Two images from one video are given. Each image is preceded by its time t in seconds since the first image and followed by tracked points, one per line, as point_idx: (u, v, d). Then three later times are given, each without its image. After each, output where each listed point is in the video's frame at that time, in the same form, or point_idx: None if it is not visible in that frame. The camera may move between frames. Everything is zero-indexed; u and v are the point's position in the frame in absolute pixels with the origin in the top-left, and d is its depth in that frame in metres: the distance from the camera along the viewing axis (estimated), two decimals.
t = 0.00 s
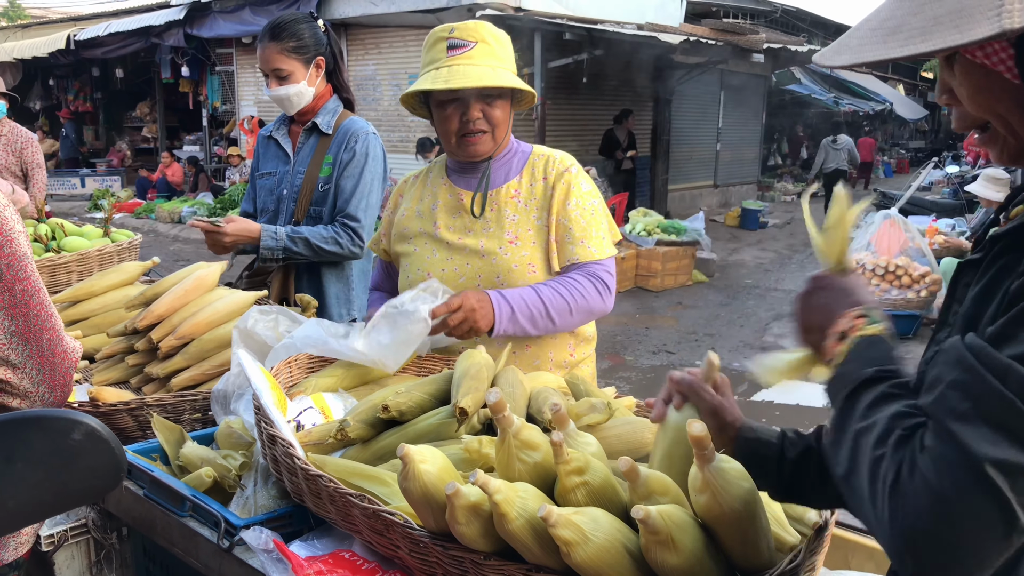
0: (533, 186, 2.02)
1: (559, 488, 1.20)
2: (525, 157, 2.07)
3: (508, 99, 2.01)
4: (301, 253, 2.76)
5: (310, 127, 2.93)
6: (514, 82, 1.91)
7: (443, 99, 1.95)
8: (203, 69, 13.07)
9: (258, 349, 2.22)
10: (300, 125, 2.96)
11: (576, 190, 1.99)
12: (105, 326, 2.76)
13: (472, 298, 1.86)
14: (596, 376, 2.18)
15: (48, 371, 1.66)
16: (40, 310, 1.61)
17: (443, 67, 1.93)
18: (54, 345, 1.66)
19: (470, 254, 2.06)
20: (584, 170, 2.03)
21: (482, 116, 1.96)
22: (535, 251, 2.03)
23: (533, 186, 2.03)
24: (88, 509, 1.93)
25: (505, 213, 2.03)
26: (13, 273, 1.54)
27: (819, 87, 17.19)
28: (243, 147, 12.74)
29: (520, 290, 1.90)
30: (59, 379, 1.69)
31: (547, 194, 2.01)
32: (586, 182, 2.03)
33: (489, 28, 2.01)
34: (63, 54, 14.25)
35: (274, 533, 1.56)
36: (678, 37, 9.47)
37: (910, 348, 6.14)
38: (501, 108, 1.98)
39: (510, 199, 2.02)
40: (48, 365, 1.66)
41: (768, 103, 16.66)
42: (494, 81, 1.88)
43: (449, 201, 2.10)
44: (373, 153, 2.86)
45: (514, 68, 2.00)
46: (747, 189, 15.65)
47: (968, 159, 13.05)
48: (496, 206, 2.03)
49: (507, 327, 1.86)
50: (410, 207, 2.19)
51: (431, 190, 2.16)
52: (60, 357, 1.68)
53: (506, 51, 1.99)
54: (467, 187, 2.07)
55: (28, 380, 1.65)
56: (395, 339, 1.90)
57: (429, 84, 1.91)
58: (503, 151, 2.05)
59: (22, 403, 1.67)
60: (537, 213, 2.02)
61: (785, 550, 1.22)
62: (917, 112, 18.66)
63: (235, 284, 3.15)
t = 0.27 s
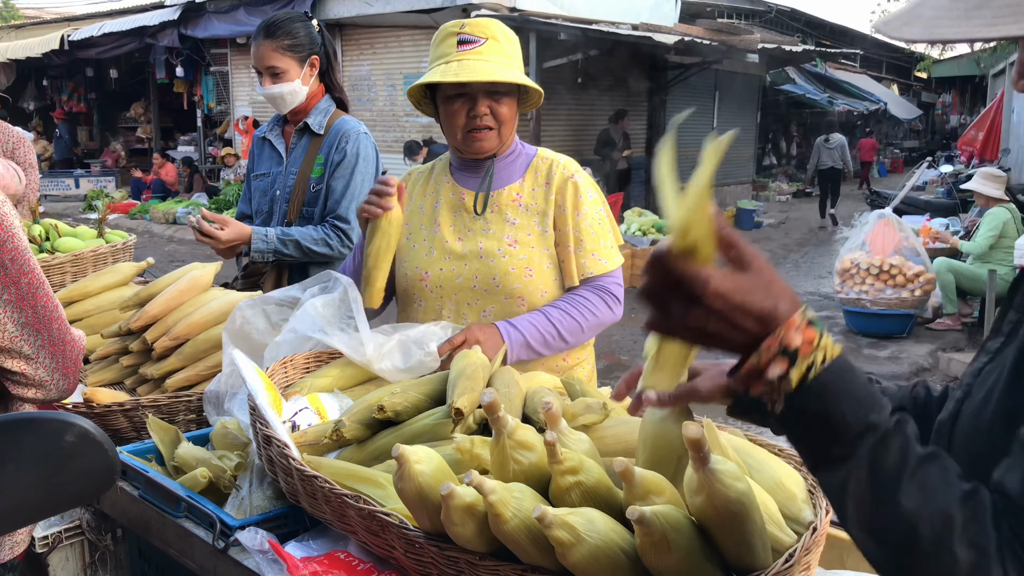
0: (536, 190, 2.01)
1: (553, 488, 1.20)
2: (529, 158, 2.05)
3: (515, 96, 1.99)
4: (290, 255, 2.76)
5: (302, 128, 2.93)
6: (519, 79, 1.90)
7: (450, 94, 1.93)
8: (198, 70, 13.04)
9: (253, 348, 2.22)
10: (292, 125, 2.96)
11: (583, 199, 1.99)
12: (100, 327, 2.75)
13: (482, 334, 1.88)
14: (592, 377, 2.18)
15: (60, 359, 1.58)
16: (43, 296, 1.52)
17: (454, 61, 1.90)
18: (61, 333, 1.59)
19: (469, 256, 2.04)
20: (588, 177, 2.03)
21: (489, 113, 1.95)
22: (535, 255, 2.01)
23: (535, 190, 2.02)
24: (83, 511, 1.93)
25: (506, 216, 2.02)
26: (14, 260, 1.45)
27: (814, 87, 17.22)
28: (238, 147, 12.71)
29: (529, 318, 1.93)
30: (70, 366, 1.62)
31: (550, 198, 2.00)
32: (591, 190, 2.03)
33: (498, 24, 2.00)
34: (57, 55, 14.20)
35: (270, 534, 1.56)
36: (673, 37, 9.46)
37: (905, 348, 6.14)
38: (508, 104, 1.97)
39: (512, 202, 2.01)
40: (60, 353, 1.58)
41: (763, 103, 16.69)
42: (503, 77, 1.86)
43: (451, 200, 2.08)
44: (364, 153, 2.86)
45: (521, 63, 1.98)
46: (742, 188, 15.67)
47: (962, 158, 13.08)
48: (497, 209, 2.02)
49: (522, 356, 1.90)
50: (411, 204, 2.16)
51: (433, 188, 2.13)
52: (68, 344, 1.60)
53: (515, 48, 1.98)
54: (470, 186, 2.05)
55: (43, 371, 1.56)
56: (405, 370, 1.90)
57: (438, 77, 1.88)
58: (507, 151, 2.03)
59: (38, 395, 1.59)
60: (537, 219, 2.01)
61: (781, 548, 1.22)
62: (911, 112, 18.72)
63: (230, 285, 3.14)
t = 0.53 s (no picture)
0: (549, 196, 2.02)
1: (549, 491, 1.20)
2: (538, 163, 2.05)
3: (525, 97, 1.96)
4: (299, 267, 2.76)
5: (297, 130, 2.93)
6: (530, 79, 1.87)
7: (462, 94, 1.90)
8: (194, 71, 13.03)
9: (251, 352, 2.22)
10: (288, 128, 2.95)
11: (592, 205, 2.01)
12: (96, 329, 2.75)
13: (487, 336, 1.88)
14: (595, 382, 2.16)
15: (69, 345, 1.57)
16: (47, 285, 1.50)
17: (466, 61, 1.87)
18: (65, 320, 1.57)
19: (484, 261, 2.03)
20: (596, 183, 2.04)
21: (500, 114, 1.92)
22: (552, 261, 2.02)
23: (548, 196, 2.02)
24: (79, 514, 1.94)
25: (520, 222, 2.01)
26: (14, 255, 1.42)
27: (809, 88, 17.25)
28: (233, 149, 12.69)
29: (535, 320, 1.93)
30: (79, 350, 1.61)
31: (563, 204, 2.01)
32: (599, 196, 2.05)
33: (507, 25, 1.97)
34: (53, 56, 14.18)
35: (266, 536, 1.56)
36: (669, 39, 9.47)
37: (900, 350, 6.15)
38: (519, 105, 1.93)
39: (525, 208, 2.01)
40: (69, 341, 1.57)
41: (759, 104, 16.71)
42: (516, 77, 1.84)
43: (463, 203, 2.05)
44: (361, 156, 2.85)
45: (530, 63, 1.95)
46: (738, 190, 15.69)
47: (958, 160, 13.12)
48: (511, 214, 2.02)
49: (526, 359, 1.90)
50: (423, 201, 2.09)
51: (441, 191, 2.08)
52: (73, 329, 1.59)
53: (525, 50, 1.95)
54: (483, 189, 2.03)
55: (56, 359, 1.55)
56: (409, 367, 1.91)
57: (450, 76, 1.86)
58: (517, 154, 2.02)
59: (53, 382, 1.58)
60: (552, 225, 2.01)
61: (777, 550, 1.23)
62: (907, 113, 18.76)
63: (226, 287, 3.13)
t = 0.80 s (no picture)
0: (556, 203, 2.00)
1: (546, 493, 1.20)
2: (543, 169, 2.03)
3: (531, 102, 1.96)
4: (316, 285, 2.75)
5: (293, 133, 2.93)
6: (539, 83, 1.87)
7: (469, 95, 1.89)
8: (191, 74, 13.03)
9: (249, 356, 2.21)
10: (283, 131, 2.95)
11: (601, 212, 2.00)
12: (92, 332, 2.75)
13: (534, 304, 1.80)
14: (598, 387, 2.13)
15: (42, 368, 1.56)
16: (32, 303, 1.50)
17: (476, 62, 1.87)
18: (47, 342, 1.56)
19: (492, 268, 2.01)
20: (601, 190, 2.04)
21: (507, 117, 1.92)
22: (560, 269, 2.00)
23: (555, 202, 2.00)
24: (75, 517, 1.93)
25: (528, 229, 1.99)
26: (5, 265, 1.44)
27: (807, 90, 17.28)
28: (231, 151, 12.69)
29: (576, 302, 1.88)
30: (52, 376, 1.59)
31: (571, 211, 2.00)
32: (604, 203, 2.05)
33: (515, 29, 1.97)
34: (50, 58, 14.17)
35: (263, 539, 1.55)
36: (666, 41, 9.48)
37: (898, 351, 6.15)
38: (526, 110, 1.94)
39: (533, 215, 1.99)
40: (41, 363, 1.55)
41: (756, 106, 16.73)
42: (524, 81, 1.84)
43: (469, 208, 2.03)
44: (360, 158, 2.86)
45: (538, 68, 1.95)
46: (736, 191, 15.70)
47: (955, 161, 13.13)
48: (519, 221, 1.99)
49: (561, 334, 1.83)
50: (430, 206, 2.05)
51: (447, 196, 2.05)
52: (52, 352, 1.58)
53: (535, 55, 1.95)
54: (489, 195, 2.00)
55: (21, 378, 1.54)
56: (416, 359, 1.96)
57: (459, 77, 1.85)
58: (522, 159, 2.01)
59: (17, 401, 1.57)
60: (561, 231, 2.00)
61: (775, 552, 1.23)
62: (904, 115, 18.80)
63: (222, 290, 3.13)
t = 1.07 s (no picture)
0: (555, 202, 1.99)
1: (548, 493, 1.20)
2: (544, 168, 2.03)
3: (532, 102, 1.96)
4: (323, 294, 2.77)
5: (294, 132, 2.93)
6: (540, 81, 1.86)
7: (470, 95, 1.89)
8: (192, 73, 13.02)
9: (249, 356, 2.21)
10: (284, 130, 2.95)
11: (598, 210, 1.99)
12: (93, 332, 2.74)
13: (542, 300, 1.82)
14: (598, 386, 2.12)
15: (72, 349, 1.57)
16: (48, 290, 1.49)
17: (476, 62, 1.86)
18: (70, 324, 1.56)
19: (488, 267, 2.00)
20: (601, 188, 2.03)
21: (507, 116, 1.92)
22: (556, 268, 2.00)
23: (553, 201, 2.00)
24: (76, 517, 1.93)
25: (526, 228, 1.99)
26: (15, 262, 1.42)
27: (807, 90, 17.28)
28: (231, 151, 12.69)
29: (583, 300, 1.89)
30: (83, 353, 1.60)
31: (570, 209, 1.99)
32: (604, 202, 2.03)
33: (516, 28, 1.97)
34: (52, 58, 14.17)
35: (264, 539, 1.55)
36: (667, 41, 9.47)
37: (899, 351, 6.14)
38: (527, 110, 1.94)
39: (531, 214, 1.99)
40: (72, 343, 1.56)
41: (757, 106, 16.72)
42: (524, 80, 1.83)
43: (467, 207, 2.03)
44: (363, 158, 2.87)
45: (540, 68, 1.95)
46: (736, 191, 15.70)
47: (956, 161, 13.12)
48: (516, 219, 1.99)
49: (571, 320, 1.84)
50: (428, 206, 2.06)
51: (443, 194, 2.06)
52: (78, 332, 1.58)
53: (537, 54, 1.95)
54: (488, 194, 2.00)
55: (59, 363, 1.55)
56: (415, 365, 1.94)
57: (460, 76, 1.85)
58: (524, 158, 2.00)
59: (57, 384, 1.59)
60: (558, 230, 1.99)
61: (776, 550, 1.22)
62: (904, 115, 18.80)
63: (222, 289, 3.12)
